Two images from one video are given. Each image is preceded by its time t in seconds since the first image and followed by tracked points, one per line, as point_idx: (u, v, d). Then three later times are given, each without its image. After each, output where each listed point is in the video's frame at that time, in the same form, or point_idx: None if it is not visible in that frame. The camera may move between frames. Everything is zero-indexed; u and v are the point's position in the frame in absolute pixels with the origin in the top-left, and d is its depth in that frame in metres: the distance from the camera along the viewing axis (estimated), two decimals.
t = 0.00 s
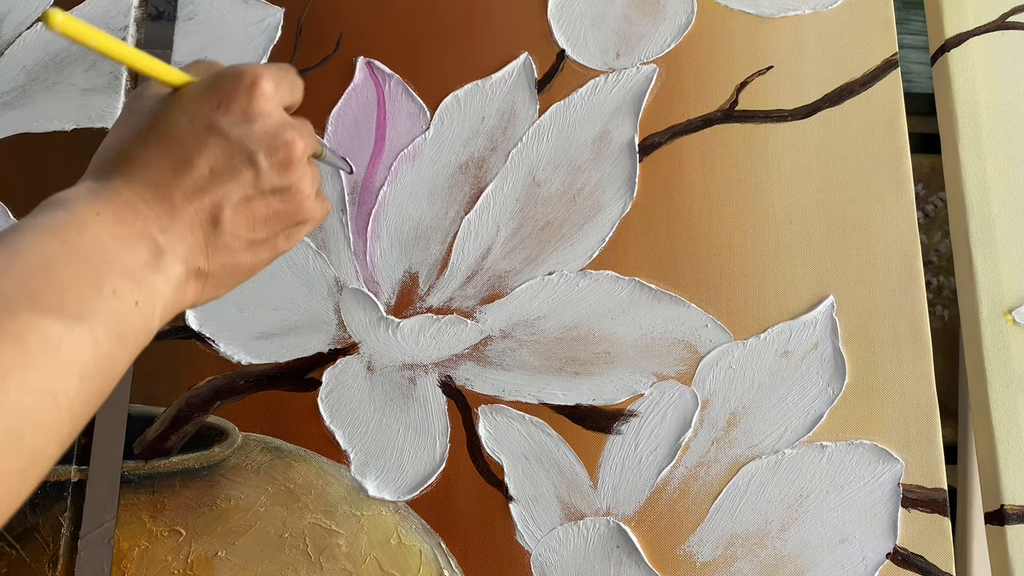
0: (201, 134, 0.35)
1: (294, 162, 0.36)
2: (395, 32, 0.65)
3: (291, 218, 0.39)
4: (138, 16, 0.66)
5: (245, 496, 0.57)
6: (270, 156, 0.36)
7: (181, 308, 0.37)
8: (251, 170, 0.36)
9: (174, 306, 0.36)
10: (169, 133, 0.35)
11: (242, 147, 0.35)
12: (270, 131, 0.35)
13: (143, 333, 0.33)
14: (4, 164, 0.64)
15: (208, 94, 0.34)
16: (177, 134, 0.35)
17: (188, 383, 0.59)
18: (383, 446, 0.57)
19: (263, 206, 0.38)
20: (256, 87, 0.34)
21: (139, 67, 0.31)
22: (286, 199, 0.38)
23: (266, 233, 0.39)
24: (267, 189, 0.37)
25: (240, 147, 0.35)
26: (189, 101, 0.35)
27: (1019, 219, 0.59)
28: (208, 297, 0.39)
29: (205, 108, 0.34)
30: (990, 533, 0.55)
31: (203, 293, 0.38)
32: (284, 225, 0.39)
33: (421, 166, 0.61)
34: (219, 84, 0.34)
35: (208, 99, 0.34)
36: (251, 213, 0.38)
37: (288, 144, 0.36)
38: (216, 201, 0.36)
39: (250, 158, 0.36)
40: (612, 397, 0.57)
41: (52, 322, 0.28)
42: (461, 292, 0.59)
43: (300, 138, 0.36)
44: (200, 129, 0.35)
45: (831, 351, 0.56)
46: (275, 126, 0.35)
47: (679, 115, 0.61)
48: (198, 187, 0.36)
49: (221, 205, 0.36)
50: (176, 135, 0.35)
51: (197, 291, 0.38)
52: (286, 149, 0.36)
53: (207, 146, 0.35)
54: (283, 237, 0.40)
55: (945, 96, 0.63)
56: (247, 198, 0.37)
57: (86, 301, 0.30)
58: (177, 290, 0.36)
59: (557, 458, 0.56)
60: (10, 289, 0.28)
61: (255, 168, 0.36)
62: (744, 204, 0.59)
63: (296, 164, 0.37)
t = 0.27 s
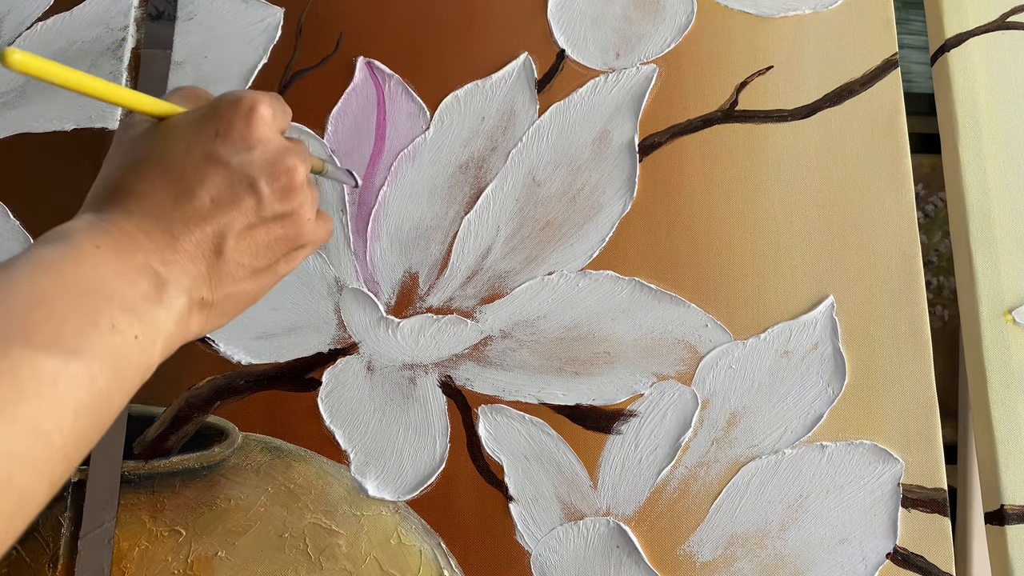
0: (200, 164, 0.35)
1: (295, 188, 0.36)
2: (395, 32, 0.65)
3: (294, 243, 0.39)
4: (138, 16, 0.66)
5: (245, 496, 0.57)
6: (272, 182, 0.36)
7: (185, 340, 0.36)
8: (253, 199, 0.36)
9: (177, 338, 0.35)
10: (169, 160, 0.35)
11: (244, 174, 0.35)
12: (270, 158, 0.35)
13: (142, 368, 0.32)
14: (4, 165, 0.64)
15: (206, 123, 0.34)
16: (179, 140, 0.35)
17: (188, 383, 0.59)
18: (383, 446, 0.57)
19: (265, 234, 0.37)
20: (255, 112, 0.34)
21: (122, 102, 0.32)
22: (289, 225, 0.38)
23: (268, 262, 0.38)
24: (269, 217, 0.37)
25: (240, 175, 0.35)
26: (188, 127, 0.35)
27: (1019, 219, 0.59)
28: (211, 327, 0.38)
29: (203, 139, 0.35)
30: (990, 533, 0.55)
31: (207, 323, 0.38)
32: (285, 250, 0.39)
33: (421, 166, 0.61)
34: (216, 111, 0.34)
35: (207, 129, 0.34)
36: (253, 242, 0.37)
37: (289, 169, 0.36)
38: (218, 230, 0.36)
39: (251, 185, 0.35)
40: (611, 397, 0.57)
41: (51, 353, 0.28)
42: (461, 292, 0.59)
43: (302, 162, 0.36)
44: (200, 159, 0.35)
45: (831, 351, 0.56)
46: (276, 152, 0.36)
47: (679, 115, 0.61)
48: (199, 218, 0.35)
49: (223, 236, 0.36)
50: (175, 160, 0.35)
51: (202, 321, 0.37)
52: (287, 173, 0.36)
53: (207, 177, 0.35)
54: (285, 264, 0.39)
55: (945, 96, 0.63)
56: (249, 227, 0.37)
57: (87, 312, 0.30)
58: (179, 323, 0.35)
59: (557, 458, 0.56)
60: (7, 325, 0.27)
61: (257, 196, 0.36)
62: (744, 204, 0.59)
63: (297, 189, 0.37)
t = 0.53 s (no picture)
0: (203, 138, 0.35)
1: (298, 160, 0.36)
2: (395, 32, 0.65)
3: (302, 217, 0.39)
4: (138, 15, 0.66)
5: (246, 496, 0.57)
6: (275, 155, 0.36)
7: (194, 316, 0.36)
8: (257, 171, 0.36)
9: (187, 313, 0.35)
10: (173, 138, 0.35)
11: (247, 147, 0.35)
12: (273, 130, 0.35)
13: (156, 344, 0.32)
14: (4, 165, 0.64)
15: (208, 97, 0.34)
16: (179, 130, 0.35)
17: (188, 383, 0.59)
18: (383, 446, 0.57)
19: (272, 207, 0.37)
20: (256, 86, 0.34)
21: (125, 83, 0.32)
22: (295, 198, 0.38)
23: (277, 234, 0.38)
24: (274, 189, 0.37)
25: (244, 148, 0.35)
26: (191, 104, 0.35)
27: (1019, 220, 0.59)
28: (221, 303, 0.38)
29: (206, 113, 0.35)
30: (990, 533, 0.55)
31: (217, 299, 0.38)
32: (293, 224, 0.39)
33: (421, 166, 0.61)
34: (218, 86, 0.34)
35: (209, 102, 0.35)
36: (260, 216, 0.37)
37: (292, 141, 0.36)
38: (224, 204, 0.36)
39: (255, 157, 0.35)
40: (612, 397, 0.57)
41: (68, 327, 0.28)
42: (461, 291, 0.59)
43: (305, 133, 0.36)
44: (202, 133, 0.35)
45: (831, 351, 0.56)
46: (278, 125, 0.35)
47: (679, 115, 0.61)
48: (204, 191, 0.35)
49: (230, 209, 0.36)
50: (179, 137, 0.35)
51: (211, 297, 0.37)
52: (290, 145, 0.36)
53: (210, 150, 0.35)
54: (293, 236, 0.39)
55: (945, 96, 0.63)
56: (256, 200, 0.36)
57: (97, 291, 0.30)
58: (189, 299, 0.35)
59: (557, 458, 0.56)
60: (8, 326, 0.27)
61: (261, 169, 0.36)
62: (744, 204, 0.59)
63: (301, 161, 0.36)
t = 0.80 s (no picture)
0: (216, 169, 0.34)
1: (316, 195, 0.35)
2: (395, 32, 0.65)
3: (318, 253, 0.37)
4: (138, 16, 0.66)
5: (245, 496, 0.57)
6: (290, 190, 0.34)
7: (198, 346, 0.36)
8: (269, 206, 0.35)
9: (190, 341, 0.35)
10: (185, 165, 0.34)
11: (262, 179, 0.34)
12: (291, 164, 0.34)
13: (153, 372, 0.32)
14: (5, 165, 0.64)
15: (228, 126, 0.33)
16: (193, 158, 0.34)
17: (188, 383, 0.59)
18: (383, 447, 0.57)
19: (285, 242, 0.36)
20: (277, 116, 0.33)
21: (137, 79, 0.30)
22: (310, 234, 0.36)
23: (293, 268, 0.37)
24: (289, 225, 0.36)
25: (257, 182, 0.34)
26: (209, 132, 0.34)
27: (1019, 219, 0.59)
28: (229, 334, 0.38)
29: (222, 143, 0.34)
30: (990, 533, 0.55)
31: (225, 329, 0.37)
32: (308, 260, 0.37)
33: (421, 166, 0.61)
34: (238, 117, 0.33)
35: (226, 132, 0.34)
36: (271, 249, 0.36)
37: (308, 175, 0.34)
38: (233, 237, 0.35)
39: (268, 192, 0.34)
40: (612, 397, 0.57)
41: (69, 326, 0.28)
42: (461, 292, 0.59)
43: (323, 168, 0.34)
44: (216, 164, 0.34)
45: (831, 351, 0.56)
46: (297, 158, 0.34)
47: (679, 115, 0.61)
48: (213, 222, 0.35)
49: (239, 241, 0.35)
50: (191, 165, 0.34)
51: (216, 328, 0.37)
52: (307, 180, 0.34)
53: (222, 181, 0.34)
54: (313, 272, 0.38)
55: (944, 96, 0.63)
56: (267, 234, 0.36)
57: (93, 322, 0.30)
58: (192, 328, 0.35)
59: (557, 458, 0.56)
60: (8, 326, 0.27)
61: (273, 204, 0.35)
62: (744, 204, 0.59)
63: (318, 196, 0.35)
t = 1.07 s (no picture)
0: (215, 109, 0.35)
1: (307, 133, 0.36)
2: (394, 32, 0.65)
3: (311, 188, 0.38)
4: (138, 16, 0.66)
5: (246, 496, 0.57)
6: (284, 127, 0.36)
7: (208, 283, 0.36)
8: (266, 143, 0.35)
9: (200, 280, 0.35)
10: (185, 109, 0.35)
11: (257, 117, 0.35)
12: (283, 103, 0.35)
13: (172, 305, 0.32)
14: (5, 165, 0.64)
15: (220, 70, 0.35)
16: (192, 101, 0.35)
17: (188, 383, 0.59)
18: (383, 446, 0.57)
19: (281, 177, 0.37)
20: (267, 59, 0.35)
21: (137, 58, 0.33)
22: (304, 169, 0.37)
23: (288, 204, 0.38)
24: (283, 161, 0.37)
25: (252, 120, 0.35)
26: (205, 78, 0.35)
27: (1020, 220, 0.59)
28: (234, 270, 0.38)
29: (218, 85, 0.35)
30: (990, 533, 0.55)
31: (230, 266, 0.37)
32: (302, 195, 0.38)
33: (421, 166, 0.61)
34: (231, 59, 0.35)
35: (220, 75, 0.35)
36: (270, 188, 0.37)
37: (301, 114, 0.36)
38: (236, 173, 0.35)
39: (264, 128, 0.35)
40: (612, 397, 0.57)
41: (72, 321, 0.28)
42: (461, 292, 0.59)
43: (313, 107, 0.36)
44: (214, 104, 0.35)
45: (831, 351, 0.56)
46: (287, 98, 0.36)
47: (679, 115, 0.61)
48: (217, 160, 0.35)
49: (242, 178, 0.35)
50: (190, 108, 0.35)
51: (223, 265, 0.37)
52: (298, 118, 0.36)
53: (221, 121, 0.35)
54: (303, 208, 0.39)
55: (945, 96, 0.63)
56: (266, 170, 0.36)
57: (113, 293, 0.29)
58: (202, 266, 0.35)
59: (557, 458, 0.56)
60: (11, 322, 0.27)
61: (270, 141, 0.35)
62: (744, 203, 0.59)
63: (309, 134, 0.36)
